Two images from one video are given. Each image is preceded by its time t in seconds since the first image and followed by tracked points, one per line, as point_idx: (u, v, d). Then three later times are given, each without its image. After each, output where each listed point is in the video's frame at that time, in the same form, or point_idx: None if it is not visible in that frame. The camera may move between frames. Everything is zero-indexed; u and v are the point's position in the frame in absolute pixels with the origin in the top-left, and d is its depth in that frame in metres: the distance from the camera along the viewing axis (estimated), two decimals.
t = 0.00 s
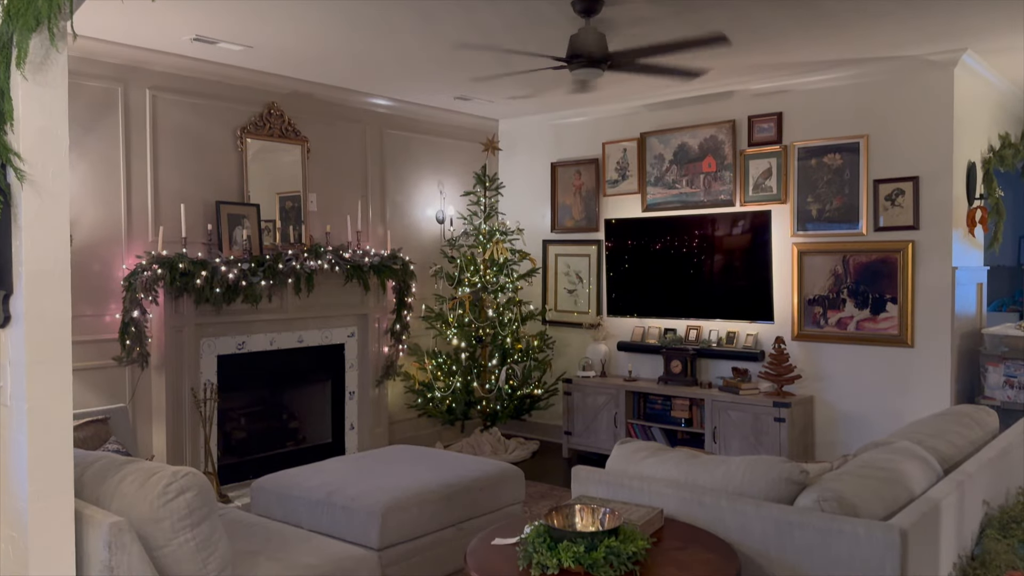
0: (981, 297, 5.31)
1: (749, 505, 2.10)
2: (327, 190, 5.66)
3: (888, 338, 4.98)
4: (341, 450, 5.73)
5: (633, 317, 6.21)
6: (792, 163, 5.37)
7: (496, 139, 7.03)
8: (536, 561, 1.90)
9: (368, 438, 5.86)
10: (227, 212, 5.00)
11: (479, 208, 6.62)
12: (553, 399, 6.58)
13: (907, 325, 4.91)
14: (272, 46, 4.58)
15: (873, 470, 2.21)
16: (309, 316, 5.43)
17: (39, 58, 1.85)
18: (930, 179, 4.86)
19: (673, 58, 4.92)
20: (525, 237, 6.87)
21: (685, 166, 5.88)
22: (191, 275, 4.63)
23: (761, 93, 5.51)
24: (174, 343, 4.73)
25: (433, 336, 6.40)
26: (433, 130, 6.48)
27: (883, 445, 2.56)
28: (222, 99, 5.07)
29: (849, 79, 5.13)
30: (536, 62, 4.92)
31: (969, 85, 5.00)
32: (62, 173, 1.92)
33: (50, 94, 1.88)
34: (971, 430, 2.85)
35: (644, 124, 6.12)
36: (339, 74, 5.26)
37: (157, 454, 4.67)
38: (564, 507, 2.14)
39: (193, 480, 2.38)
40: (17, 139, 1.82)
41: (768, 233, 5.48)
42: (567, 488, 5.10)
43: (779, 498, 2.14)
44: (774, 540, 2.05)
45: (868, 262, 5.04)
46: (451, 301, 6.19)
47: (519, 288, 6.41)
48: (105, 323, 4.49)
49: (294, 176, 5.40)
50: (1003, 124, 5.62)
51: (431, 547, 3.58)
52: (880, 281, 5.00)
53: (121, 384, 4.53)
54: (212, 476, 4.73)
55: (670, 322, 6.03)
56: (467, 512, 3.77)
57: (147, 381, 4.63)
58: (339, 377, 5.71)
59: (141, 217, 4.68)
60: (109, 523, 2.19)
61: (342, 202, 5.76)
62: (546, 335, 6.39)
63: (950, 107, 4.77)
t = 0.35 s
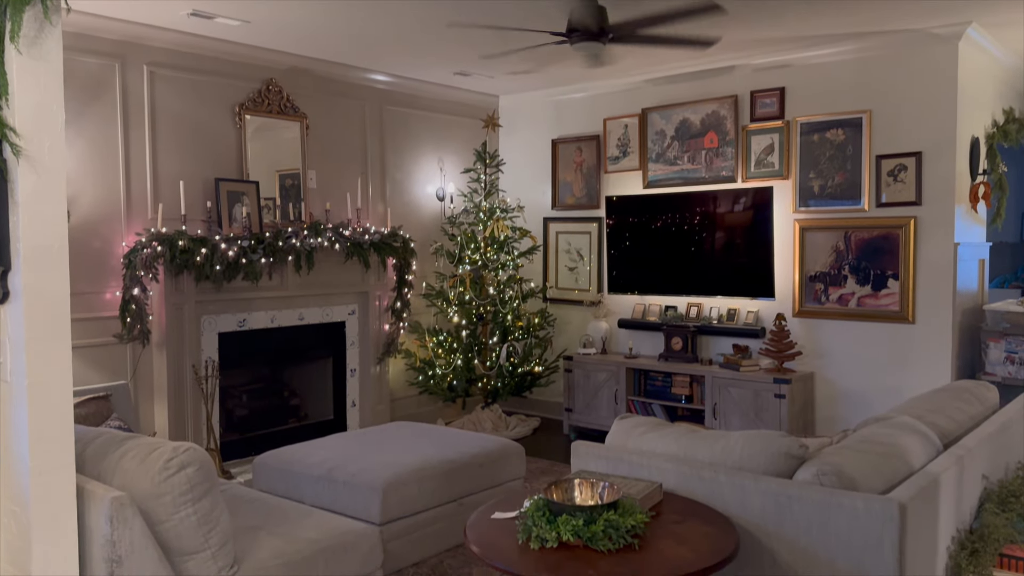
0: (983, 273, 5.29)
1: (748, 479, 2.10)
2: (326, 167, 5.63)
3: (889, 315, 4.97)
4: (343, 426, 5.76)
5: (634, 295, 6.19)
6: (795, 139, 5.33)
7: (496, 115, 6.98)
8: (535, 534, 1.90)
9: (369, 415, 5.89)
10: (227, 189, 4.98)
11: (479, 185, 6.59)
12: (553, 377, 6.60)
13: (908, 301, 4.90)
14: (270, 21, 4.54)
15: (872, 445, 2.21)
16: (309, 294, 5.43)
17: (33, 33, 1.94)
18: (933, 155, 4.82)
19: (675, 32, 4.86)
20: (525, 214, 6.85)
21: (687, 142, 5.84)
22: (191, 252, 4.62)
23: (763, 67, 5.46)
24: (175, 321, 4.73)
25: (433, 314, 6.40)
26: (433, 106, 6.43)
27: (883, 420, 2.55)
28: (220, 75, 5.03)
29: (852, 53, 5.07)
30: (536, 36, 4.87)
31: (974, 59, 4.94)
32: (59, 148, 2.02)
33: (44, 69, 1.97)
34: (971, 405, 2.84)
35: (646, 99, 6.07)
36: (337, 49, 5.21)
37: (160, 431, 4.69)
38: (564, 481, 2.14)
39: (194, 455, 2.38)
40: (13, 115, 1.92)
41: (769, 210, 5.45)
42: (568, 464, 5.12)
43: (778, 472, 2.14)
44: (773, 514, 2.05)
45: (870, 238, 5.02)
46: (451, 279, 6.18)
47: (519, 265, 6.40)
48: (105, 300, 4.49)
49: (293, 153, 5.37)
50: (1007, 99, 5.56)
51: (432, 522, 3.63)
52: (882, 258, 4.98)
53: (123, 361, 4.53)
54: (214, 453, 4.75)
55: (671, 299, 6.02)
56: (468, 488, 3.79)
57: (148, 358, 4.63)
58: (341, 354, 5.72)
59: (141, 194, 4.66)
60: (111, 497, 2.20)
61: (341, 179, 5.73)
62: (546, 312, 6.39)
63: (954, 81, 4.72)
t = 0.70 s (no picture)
0: (986, 248, 5.26)
1: (746, 452, 2.10)
2: (326, 142, 5.59)
3: (891, 290, 4.95)
4: (345, 402, 5.77)
5: (635, 271, 6.18)
6: (798, 113, 5.28)
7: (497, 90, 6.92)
8: (534, 507, 1.91)
9: (371, 391, 5.91)
10: (226, 164, 4.95)
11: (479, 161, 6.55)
12: (555, 353, 6.60)
13: (910, 276, 4.87)
14: None
15: (871, 418, 2.20)
16: (310, 270, 5.42)
17: (24, 5, 1.97)
18: (936, 129, 4.77)
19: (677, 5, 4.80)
20: (526, 190, 6.81)
21: (689, 117, 5.79)
22: (191, 228, 4.60)
23: (766, 40, 5.40)
24: (176, 297, 4.73)
25: (434, 291, 6.39)
26: (432, 81, 6.37)
27: (882, 394, 2.55)
28: (218, 49, 4.98)
29: (856, 26, 5.01)
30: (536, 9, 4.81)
31: (979, 31, 4.88)
32: (52, 122, 2.05)
33: (36, 41, 2.01)
34: (972, 379, 2.84)
35: (647, 73, 6.01)
36: (335, 23, 5.15)
37: (161, 407, 4.70)
38: (562, 454, 2.14)
39: (194, 430, 2.38)
40: (7, 88, 1.96)
41: (772, 185, 5.41)
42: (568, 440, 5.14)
43: (778, 446, 2.14)
44: (771, 487, 2.05)
45: (872, 213, 4.99)
46: (452, 255, 6.16)
47: (521, 242, 6.37)
48: (105, 277, 4.48)
49: (292, 128, 5.34)
50: (1012, 72, 5.49)
51: (433, 496, 3.66)
52: (884, 233, 4.95)
53: (124, 338, 4.53)
54: (216, 429, 4.77)
55: (672, 275, 6.01)
56: (469, 463, 3.80)
57: (149, 335, 4.63)
58: (342, 331, 5.72)
59: (139, 170, 4.64)
60: (111, 472, 2.21)
61: (341, 154, 5.70)
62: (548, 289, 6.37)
63: (959, 53, 4.67)
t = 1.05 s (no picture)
0: (989, 227, 5.23)
1: (745, 429, 2.09)
2: (325, 121, 5.55)
3: (893, 268, 4.93)
4: (346, 381, 5.78)
5: (637, 251, 6.16)
6: (801, 90, 5.23)
7: (497, 68, 6.86)
8: (532, 484, 1.91)
9: (372, 370, 5.92)
10: (224, 143, 4.92)
11: (480, 140, 6.51)
12: (555, 333, 6.59)
13: (913, 255, 4.85)
14: None
15: (871, 396, 2.19)
16: (310, 250, 5.41)
17: None
18: (940, 105, 4.72)
19: None
20: (527, 169, 6.77)
21: (691, 94, 5.74)
22: (190, 207, 4.58)
23: (770, 16, 5.34)
24: (175, 276, 4.72)
25: (435, 271, 6.38)
26: (432, 58, 6.32)
27: (883, 372, 2.54)
28: (215, 26, 4.93)
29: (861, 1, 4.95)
30: None
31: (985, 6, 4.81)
32: (46, 98, 2.04)
33: (28, 16, 1.99)
34: (973, 357, 2.82)
35: (649, 50, 5.95)
36: None
37: (162, 386, 4.71)
38: (561, 432, 2.13)
39: (193, 408, 2.38)
40: None
41: (775, 163, 5.37)
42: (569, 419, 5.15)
43: (776, 423, 2.13)
44: (770, 464, 2.05)
45: (875, 191, 4.95)
46: (453, 234, 6.14)
47: (522, 221, 6.35)
48: (105, 256, 4.47)
49: (291, 107, 5.31)
50: (1018, 48, 5.43)
51: (433, 474, 3.66)
52: (887, 211, 4.92)
53: (124, 317, 4.53)
54: (217, 408, 4.78)
55: (674, 255, 5.98)
56: (469, 442, 3.80)
57: (149, 314, 4.63)
58: (342, 310, 5.71)
59: (138, 149, 4.61)
60: (110, 450, 2.21)
61: (341, 133, 5.66)
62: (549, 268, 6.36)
63: (965, 28, 4.61)
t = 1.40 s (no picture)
0: (995, 204, 5.18)
1: (745, 405, 2.08)
2: (325, 97, 5.50)
3: (897, 246, 4.89)
4: (348, 359, 5.78)
5: (640, 229, 6.12)
6: (806, 65, 5.16)
7: (499, 44, 6.79)
8: (529, 460, 1.89)
9: (374, 348, 5.91)
10: (223, 119, 4.89)
11: (481, 116, 6.45)
12: (557, 311, 6.58)
13: (917, 232, 4.81)
14: None
15: (871, 373, 2.17)
16: (310, 228, 5.38)
17: None
18: (946, 80, 4.65)
19: None
20: (529, 146, 6.72)
21: (695, 70, 5.67)
22: (189, 184, 4.55)
23: None
24: (175, 254, 4.70)
25: (436, 249, 6.36)
26: (433, 34, 6.25)
27: (885, 349, 2.52)
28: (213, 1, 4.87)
29: None
30: None
31: None
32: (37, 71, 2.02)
33: None
34: (976, 334, 2.80)
35: (653, 25, 5.88)
36: None
37: (163, 364, 4.71)
38: (558, 408, 2.12)
39: (190, 384, 2.37)
40: None
41: (779, 140, 5.32)
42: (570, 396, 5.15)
43: (776, 399, 2.12)
44: (769, 440, 2.03)
45: (879, 168, 4.90)
46: (454, 212, 6.11)
47: (524, 199, 6.31)
48: (104, 234, 4.45)
49: (290, 83, 5.26)
50: None
51: (433, 452, 3.66)
52: (891, 188, 4.87)
53: (124, 295, 4.52)
54: (219, 386, 4.78)
55: (676, 233, 5.95)
56: (470, 419, 3.80)
57: (149, 292, 4.62)
58: (343, 288, 5.70)
59: (136, 125, 4.57)
60: (107, 426, 2.21)
61: (341, 110, 5.62)
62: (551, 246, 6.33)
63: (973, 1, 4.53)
